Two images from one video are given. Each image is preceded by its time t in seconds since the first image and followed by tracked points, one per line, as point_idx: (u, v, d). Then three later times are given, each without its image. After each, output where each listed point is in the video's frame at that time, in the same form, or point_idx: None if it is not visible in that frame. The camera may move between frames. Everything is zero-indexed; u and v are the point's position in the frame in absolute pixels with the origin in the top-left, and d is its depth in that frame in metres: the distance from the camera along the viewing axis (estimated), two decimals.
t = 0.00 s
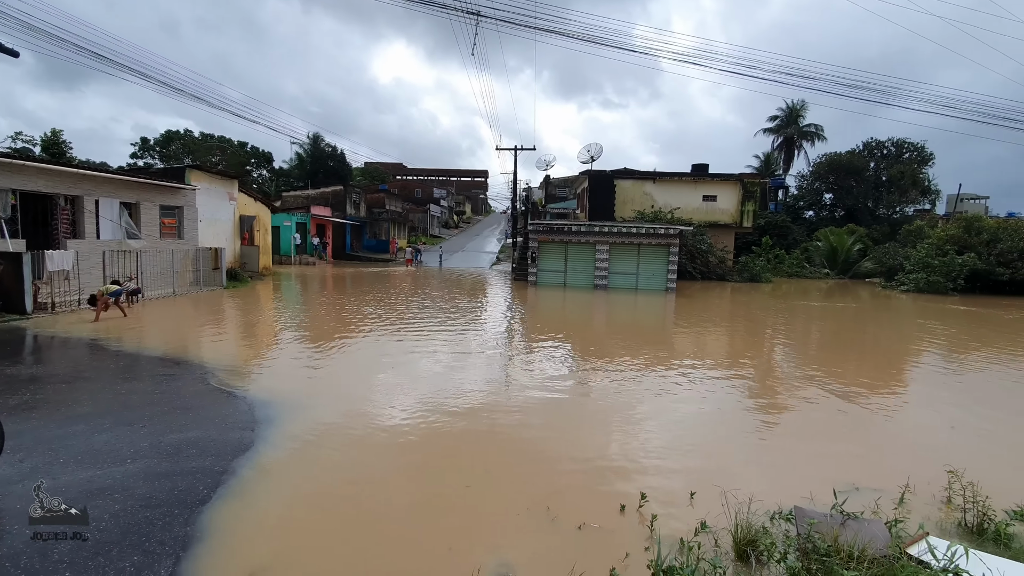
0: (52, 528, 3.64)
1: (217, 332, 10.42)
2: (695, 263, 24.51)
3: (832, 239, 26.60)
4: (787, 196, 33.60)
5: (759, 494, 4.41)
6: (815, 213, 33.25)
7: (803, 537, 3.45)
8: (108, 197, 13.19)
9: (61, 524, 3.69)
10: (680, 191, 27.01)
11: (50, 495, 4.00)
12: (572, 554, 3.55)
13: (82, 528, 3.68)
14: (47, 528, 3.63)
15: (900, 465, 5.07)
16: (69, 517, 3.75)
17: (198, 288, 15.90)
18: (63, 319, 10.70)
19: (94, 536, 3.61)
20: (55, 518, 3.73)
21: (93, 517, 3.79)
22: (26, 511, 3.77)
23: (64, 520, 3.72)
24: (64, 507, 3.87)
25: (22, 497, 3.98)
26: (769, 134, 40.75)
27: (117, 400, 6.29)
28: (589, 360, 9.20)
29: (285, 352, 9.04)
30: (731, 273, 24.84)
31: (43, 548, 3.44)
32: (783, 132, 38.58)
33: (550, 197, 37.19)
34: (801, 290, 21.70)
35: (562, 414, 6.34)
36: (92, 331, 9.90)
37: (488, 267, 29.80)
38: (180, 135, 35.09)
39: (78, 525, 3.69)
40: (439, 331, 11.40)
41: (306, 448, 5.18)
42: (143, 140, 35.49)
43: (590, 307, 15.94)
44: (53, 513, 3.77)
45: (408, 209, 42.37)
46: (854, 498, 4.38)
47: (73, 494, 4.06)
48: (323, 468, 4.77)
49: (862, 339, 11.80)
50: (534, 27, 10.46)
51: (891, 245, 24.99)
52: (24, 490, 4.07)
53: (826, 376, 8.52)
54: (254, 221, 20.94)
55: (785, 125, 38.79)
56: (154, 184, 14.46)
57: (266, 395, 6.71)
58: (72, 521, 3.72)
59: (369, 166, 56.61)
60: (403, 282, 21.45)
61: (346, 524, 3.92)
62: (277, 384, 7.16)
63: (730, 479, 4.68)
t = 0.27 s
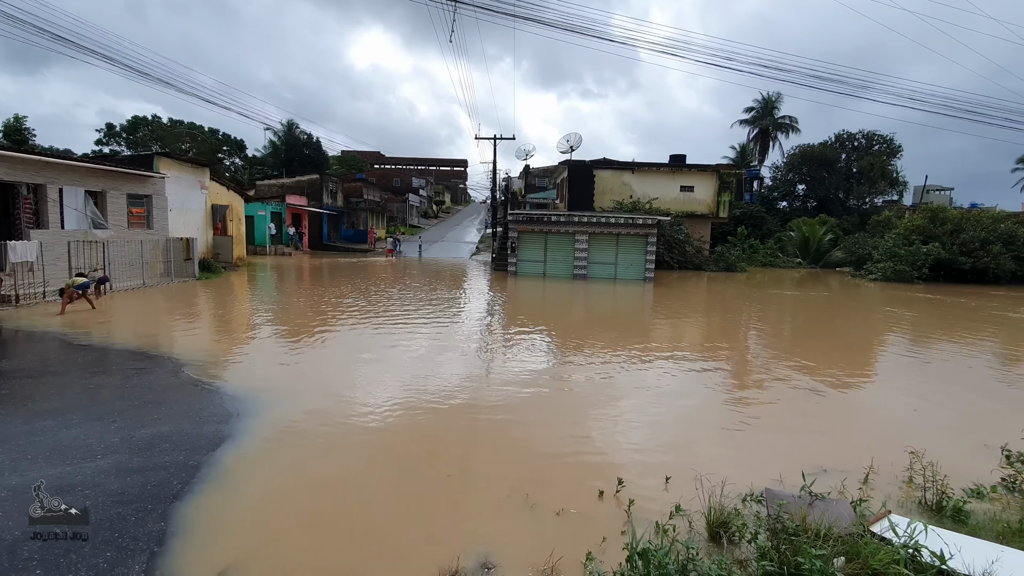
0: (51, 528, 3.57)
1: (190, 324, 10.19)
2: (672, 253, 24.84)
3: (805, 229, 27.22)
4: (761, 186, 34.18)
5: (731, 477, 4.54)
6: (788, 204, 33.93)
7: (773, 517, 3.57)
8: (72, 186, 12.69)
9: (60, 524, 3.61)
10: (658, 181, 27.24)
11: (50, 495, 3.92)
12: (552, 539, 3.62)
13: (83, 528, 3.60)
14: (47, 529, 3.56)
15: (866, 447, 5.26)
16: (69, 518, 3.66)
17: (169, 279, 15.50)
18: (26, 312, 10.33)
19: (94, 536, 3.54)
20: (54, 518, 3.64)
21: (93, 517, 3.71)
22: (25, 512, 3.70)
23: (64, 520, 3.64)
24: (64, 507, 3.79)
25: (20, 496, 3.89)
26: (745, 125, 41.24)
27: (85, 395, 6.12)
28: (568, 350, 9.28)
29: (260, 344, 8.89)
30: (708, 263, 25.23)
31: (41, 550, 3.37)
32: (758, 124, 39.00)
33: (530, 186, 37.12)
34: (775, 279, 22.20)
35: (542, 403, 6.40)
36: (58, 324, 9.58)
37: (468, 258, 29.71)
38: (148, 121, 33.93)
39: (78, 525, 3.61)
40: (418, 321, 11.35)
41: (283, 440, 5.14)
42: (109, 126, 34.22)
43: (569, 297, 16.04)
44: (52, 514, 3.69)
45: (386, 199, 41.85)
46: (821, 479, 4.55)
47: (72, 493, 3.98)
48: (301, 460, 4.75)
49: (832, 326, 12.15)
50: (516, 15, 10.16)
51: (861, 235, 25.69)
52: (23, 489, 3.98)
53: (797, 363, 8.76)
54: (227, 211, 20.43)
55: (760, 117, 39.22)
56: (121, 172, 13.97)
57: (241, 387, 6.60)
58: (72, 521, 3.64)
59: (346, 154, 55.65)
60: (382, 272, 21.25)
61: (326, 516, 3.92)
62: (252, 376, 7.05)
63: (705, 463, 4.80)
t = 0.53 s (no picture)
0: (52, 527, 3.56)
1: (168, 323, 10.00)
2: (655, 248, 25.05)
3: (784, 225, 27.69)
4: (742, 182, 34.63)
5: (712, 469, 4.62)
6: (768, 200, 34.45)
7: (753, 508, 3.64)
8: (43, 182, 12.33)
9: (61, 524, 3.60)
10: (641, 177, 27.44)
11: (48, 495, 3.90)
12: (538, 534, 3.63)
13: (82, 528, 3.60)
14: (47, 527, 3.55)
15: (843, 437, 5.39)
16: (69, 518, 3.66)
17: (145, 277, 15.18)
18: None
19: (95, 535, 3.55)
20: (54, 518, 3.64)
21: (94, 518, 3.71)
22: (25, 512, 3.68)
23: (64, 520, 3.63)
24: (63, 507, 3.78)
25: (19, 496, 3.87)
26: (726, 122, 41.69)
27: (59, 396, 5.96)
28: (553, 345, 9.32)
29: (240, 343, 8.76)
30: (690, 258, 25.52)
31: (42, 549, 3.36)
32: (738, 121, 39.64)
33: (514, 182, 37.07)
34: (755, 274, 22.56)
35: (527, 399, 6.42)
36: (30, 325, 9.32)
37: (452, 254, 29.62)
38: (122, 116, 33.09)
39: (79, 525, 3.61)
40: (402, 319, 11.29)
41: (265, 439, 5.08)
42: (81, 120, 33.29)
43: (553, 293, 16.10)
44: (52, 513, 3.69)
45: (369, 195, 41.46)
46: (799, 469, 4.65)
47: (72, 493, 3.97)
48: (284, 459, 4.69)
49: (810, 320, 12.40)
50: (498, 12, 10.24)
51: (838, 230, 26.22)
52: (23, 490, 3.96)
53: (777, 356, 8.92)
54: (206, 207, 20.04)
55: (740, 114, 39.73)
56: (94, 168, 13.61)
57: (221, 387, 6.50)
58: (72, 521, 3.64)
59: (327, 150, 54.90)
60: (365, 269, 21.07)
61: (310, 515, 3.88)
62: (232, 375, 6.94)
63: (687, 456, 4.87)
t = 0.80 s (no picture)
0: (52, 527, 3.60)
1: (149, 327, 9.81)
2: (641, 248, 25.23)
3: (766, 224, 28.07)
4: (725, 182, 35.04)
5: (698, 467, 4.66)
6: (751, 200, 34.90)
7: (737, 504, 3.69)
8: (18, 184, 12.03)
9: (61, 523, 3.65)
10: (626, 177, 27.62)
11: (49, 495, 3.95)
12: (526, 535, 3.63)
13: (83, 527, 3.65)
14: (48, 527, 3.60)
15: (825, 433, 5.49)
16: (70, 517, 3.71)
17: (125, 281, 14.88)
18: None
19: (95, 535, 3.60)
20: (55, 518, 3.68)
21: (94, 518, 3.76)
22: (25, 512, 3.72)
23: (65, 520, 3.68)
24: (63, 506, 3.83)
25: (21, 496, 3.92)
26: (709, 122, 42.15)
27: (35, 403, 5.83)
28: (540, 346, 9.34)
29: (223, 346, 8.63)
30: (675, 258, 25.75)
31: (42, 549, 3.40)
32: (721, 122, 40.10)
33: (500, 182, 37.06)
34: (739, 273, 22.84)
35: (514, 399, 6.42)
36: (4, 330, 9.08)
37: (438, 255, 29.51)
38: (99, 116, 32.43)
39: (79, 525, 3.66)
40: (388, 320, 11.21)
41: (249, 443, 5.01)
42: (57, 120, 32.56)
43: (540, 293, 16.14)
44: (53, 513, 3.73)
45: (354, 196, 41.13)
46: (783, 465, 4.72)
47: (71, 493, 4.02)
48: (268, 463, 4.64)
49: (793, 318, 12.58)
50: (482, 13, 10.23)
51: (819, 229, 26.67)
52: (23, 490, 4.00)
53: (760, 354, 9.05)
54: (187, 209, 19.71)
55: (723, 115, 40.20)
56: (71, 169, 13.31)
57: (204, 391, 6.40)
58: (72, 521, 3.69)
59: (311, 150, 54.33)
60: (350, 271, 20.90)
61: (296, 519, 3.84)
62: (215, 379, 6.84)
63: (673, 453, 4.91)
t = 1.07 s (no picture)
0: (52, 527, 3.65)
1: (130, 331, 9.63)
2: (627, 248, 25.39)
3: (750, 224, 28.43)
4: (710, 183, 35.41)
5: (685, 465, 4.71)
6: (734, 200, 35.32)
7: (724, 500, 3.73)
8: None
9: (61, 524, 3.70)
10: (612, 178, 27.78)
11: (48, 496, 4.00)
12: (515, 536, 3.64)
13: (82, 527, 3.70)
14: (48, 527, 3.64)
15: (808, 429, 5.58)
16: (69, 518, 3.76)
17: (105, 284, 14.59)
18: None
19: (94, 536, 3.64)
20: (56, 518, 3.74)
21: (92, 518, 3.81)
22: (25, 512, 3.77)
23: (64, 521, 3.73)
24: (63, 507, 3.88)
25: (19, 496, 3.96)
26: (693, 123, 42.55)
27: (13, 410, 5.70)
28: (528, 346, 9.36)
29: (207, 350, 8.51)
30: (662, 257, 25.97)
31: (43, 548, 3.44)
32: (705, 123, 40.51)
33: (486, 183, 37.03)
34: (724, 272, 23.10)
35: (503, 400, 6.42)
36: None
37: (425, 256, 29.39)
38: (77, 116, 31.78)
39: (78, 525, 3.71)
40: (375, 323, 11.14)
41: (235, 448, 4.96)
42: (32, 121, 31.82)
43: (527, 294, 16.16)
44: (53, 513, 3.78)
45: (339, 197, 40.80)
46: (767, 462, 4.79)
47: (71, 493, 4.07)
48: (256, 467, 4.60)
49: (776, 316, 12.75)
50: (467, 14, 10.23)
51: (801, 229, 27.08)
52: (22, 491, 4.05)
53: (745, 352, 9.16)
54: (168, 211, 19.39)
55: (707, 116, 40.62)
56: (48, 170, 13.03)
57: (187, 397, 6.30)
58: (72, 521, 3.74)
59: (295, 151, 53.79)
60: (336, 273, 20.72)
61: (285, 524, 3.81)
62: (199, 384, 6.74)
63: (660, 452, 4.96)
